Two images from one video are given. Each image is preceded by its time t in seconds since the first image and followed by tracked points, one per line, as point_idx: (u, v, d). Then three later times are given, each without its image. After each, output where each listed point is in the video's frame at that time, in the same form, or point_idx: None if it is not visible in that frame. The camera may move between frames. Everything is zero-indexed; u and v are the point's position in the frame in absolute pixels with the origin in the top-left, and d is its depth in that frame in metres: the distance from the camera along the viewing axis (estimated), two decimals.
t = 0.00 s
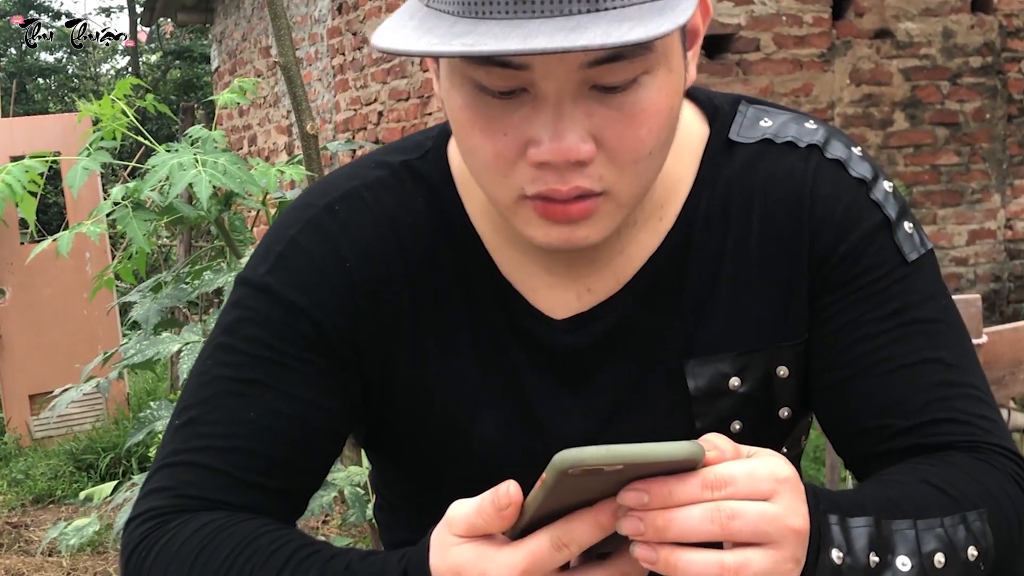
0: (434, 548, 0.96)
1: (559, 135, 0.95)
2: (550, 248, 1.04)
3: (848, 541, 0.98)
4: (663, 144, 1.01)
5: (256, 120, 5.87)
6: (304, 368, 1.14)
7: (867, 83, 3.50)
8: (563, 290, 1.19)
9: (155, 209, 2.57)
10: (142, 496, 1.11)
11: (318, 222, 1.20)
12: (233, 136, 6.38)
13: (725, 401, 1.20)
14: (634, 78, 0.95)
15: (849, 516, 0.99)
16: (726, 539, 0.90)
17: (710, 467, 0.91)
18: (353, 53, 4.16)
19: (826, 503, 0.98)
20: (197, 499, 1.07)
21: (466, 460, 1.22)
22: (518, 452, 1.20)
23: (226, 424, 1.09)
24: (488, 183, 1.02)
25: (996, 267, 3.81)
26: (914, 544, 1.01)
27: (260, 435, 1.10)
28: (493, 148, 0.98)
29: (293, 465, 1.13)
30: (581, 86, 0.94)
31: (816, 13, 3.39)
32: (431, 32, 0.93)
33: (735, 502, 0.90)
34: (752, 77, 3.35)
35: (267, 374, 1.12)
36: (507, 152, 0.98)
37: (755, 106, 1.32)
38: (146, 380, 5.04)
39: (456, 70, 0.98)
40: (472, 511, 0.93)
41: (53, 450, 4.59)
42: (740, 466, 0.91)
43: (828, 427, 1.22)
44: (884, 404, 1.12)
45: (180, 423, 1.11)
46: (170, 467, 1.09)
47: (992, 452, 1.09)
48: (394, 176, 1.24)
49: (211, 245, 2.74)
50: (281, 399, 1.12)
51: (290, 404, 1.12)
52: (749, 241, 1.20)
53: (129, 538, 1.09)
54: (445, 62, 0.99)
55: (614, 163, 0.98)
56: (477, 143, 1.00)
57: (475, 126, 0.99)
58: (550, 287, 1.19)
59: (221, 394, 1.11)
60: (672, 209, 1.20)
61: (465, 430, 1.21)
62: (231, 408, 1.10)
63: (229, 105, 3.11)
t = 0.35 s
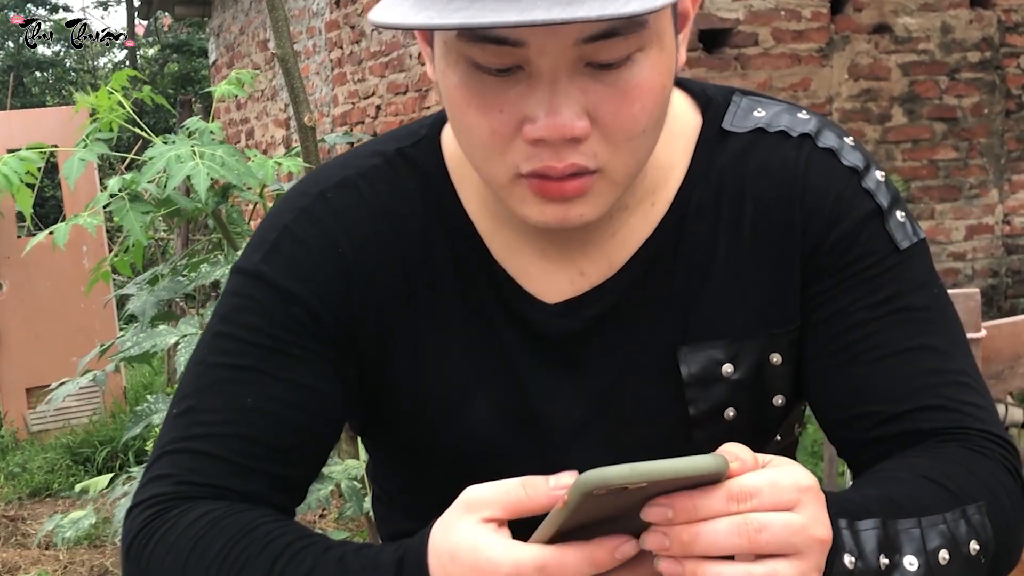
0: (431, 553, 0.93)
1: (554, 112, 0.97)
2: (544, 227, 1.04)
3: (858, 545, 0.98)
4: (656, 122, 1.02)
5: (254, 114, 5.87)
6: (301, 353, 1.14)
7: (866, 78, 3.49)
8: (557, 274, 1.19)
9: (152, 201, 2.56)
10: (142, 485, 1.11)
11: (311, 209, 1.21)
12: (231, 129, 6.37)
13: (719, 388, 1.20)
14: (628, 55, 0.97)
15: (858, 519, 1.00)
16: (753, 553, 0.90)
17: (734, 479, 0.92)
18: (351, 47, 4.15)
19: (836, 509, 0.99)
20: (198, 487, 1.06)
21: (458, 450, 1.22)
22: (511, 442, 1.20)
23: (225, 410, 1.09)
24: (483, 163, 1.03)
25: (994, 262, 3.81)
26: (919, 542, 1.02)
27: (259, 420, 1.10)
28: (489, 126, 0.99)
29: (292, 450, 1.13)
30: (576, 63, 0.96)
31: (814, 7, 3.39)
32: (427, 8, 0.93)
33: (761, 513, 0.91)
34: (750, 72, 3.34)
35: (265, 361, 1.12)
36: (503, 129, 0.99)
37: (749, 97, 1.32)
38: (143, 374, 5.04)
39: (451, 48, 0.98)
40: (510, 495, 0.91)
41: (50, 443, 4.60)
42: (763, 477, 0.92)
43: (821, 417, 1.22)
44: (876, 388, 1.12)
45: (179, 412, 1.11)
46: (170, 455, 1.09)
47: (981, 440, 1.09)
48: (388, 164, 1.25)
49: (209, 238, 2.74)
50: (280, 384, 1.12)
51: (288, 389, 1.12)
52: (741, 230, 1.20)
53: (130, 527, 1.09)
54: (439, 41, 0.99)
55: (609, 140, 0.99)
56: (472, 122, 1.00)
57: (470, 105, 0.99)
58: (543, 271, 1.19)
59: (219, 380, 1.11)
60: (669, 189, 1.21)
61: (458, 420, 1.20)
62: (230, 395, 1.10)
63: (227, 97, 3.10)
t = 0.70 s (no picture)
0: (430, 547, 0.93)
1: (549, 96, 0.97)
2: (539, 216, 1.04)
3: (857, 545, 0.98)
4: (651, 108, 1.02)
5: (250, 110, 5.86)
6: (297, 346, 1.14)
7: (862, 76, 3.50)
8: (551, 265, 1.19)
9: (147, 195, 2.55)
10: (137, 479, 1.10)
11: (304, 201, 1.21)
12: (227, 126, 6.36)
13: (713, 381, 1.20)
14: (623, 40, 0.97)
15: (857, 519, 0.99)
16: (755, 555, 0.90)
17: (737, 480, 0.91)
18: (347, 43, 4.15)
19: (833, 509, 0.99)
20: (194, 480, 1.06)
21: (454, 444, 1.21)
22: (504, 434, 1.20)
23: (220, 403, 1.09)
24: (478, 151, 1.03)
25: (990, 262, 3.82)
26: (916, 541, 1.01)
27: (255, 413, 1.10)
28: (484, 112, 0.99)
29: (287, 442, 1.12)
30: (571, 48, 0.95)
31: (811, 6, 3.38)
32: None
33: (763, 515, 0.90)
34: (746, 70, 3.34)
35: (260, 355, 1.12)
36: (498, 116, 0.99)
37: (745, 91, 1.32)
38: (137, 370, 5.03)
39: (446, 33, 0.98)
40: (518, 497, 0.92)
41: (44, 439, 4.58)
42: (765, 479, 0.91)
43: (816, 411, 1.22)
44: (874, 379, 1.12)
45: (173, 405, 1.11)
46: (165, 449, 1.08)
47: (974, 435, 1.08)
48: (382, 155, 1.24)
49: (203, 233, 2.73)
50: (275, 376, 1.12)
51: (284, 381, 1.12)
52: (735, 224, 1.20)
53: (124, 521, 1.08)
54: (434, 26, 0.99)
55: (603, 126, 0.99)
56: (467, 107, 1.00)
57: (465, 90, 1.00)
58: (538, 264, 1.19)
59: (214, 374, 1.10)
60: (664, 180, 1.21)
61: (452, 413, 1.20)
62: (225, 387, 1.10)
63: (222, 92, 3.08)
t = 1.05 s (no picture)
0: (427, 537, 0.93)
1: (536, 84, 0.97)
2: (532, 210, 1.04)
3: (851, 543, 0.97)
4: (642, 98, 1.02)
5: (245, 108, 5.85)
6: (291, 344, 1.14)
7: (858, 75, 3.50)
8: (547, 264, 1.19)
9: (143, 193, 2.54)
10: (133, 478, 1.10)
11: (300, 200, 1.21)
12: (223, 124, 6.35)
13: (710, 380, 1.20)
14: (610, 27, 0.98)
15: (851, 517, 0.99)
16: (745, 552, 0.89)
17: (731, 475, 0.90)
18: (343, 41, 4.14)
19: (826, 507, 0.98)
20: (189, 479, 1.05)
21: (451, 442, 1.21)
22: (502, 432, 1.19)
23: (215, 402, 1.09)
24: (468, 143, 1.03)
25: (985, 260, 3.82)
26: (911, 538, 1.01)
27: (250, 411, 1.09)
28: (471, 101, 1.00)
29: (282, 440, 1.12)
30: (557, 36, 0.96)
31: (807, 4, 3.38)
32: None
33: (756, 512, 0.89)
34: (743, 68, 3.34)
35: (254, 352, 1.11)
36: (485, 105, 0.99)
37: (742, 90, 1.32)
38: (133, 368, 5.02)
39: (434, 25, 1.00)
40: (514, 490, 0.92)
41: (40, 438, 4.57)
42: (760, 475, 0.90)
43: (813, 409, 1.22)
44: (869, 376, 1.12)
45: (169, 405, 1.11)
46: (161, 448, 1.08)
47: (969, 433, 1.09)
48: (378, 153, 1.25)
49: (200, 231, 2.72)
50: (267, 371, 1.11)
51: (279, 379, 1.12)
52: (733, 223, 1.20)
53: (121, 520, 1.08)
54: (423, 18, 1.01)
55: (593, 113, 0.99)
56: (456, 98, 1.01)
57: (453, 81, 1.01)
58: (534, 262, 1.19)
59: (209, 372, 1.10)
60: (661, 177, 1.22)
61: (450, 410, 1.20)
62: (220, 386, 1.09)
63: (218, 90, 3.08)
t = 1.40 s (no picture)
0: (407, 534, 0.93)
1: (520, 83, 0.98)
2: (523, 212, 1.04)
3: (830, 545, 0.97)
4: (630, 97, 1.03)
5: (243, 113, 5.85)
6: (285, 350, 1.14)
7: (853, 79, 3.51)
8: (542, 269, 1.20)
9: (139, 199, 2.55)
10: (127, 485, 1.10)
11: (294, 207, 1.21)
12: (220, 129, 6.36)
13: (704, 384, 1.20)
14: (593, 25, 0.98)
15: (828, 520, 0.99)
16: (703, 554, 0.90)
17: (680, 480, 0.91)
18: (340, 46, 4.15)
19: (804, 510, 0.98)
20: (183, 485, 1.06)
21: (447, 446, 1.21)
22: (497, 435, 1.20)
23: (209, 409, 1.09)
24: (457, 147, 1.04)
25: (981, 263, 3.83)
26: (894, 541, 1.00)
27: (244, 418, 1.10)
28: (456, 102, 1.00)
29: (276, 445, 1.12)
30: (541, 34, 0.97)
31: (803, 9, 3.39)
32: None
33: (708, 514, 0.90)
34: (738, 73, 3.35)
35: (247, 358, 1.12)
36: (469, 105, 1.00)
37: (735, 96, 1.33)
38: (131, 373, 5.02)
39: (420, 29, 1.01)
40: (491, 486, 0.91)
41: (37, 443, 4.57)
42: (709, 479, 0.91)
43: (807, 413, 1.22)
44: (863, 379, 1.12)
45: (164, 412, 1.11)
46: (155, 456, 1.08)
47: (962, 436, 1.09)
48: (372, 159, 1.25)
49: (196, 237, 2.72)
50: (260, 376, 1.12)
51: (273, 386, 1.12)
52: (725, 227, 1.21)
53: (115, 527, 1.08)
54: (409, 23, 1.03)
55: (580, 112, 1.00)
56: (442, 101, 1.02)
57: (439, 83, 1.02)
58: (528, 267, 1.20)
59: (203, 379, 1.11)
60: (655, 182, 1.22)
61: (445, 415, 1.20)
62: (214, 393, 1.10)
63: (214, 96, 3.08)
